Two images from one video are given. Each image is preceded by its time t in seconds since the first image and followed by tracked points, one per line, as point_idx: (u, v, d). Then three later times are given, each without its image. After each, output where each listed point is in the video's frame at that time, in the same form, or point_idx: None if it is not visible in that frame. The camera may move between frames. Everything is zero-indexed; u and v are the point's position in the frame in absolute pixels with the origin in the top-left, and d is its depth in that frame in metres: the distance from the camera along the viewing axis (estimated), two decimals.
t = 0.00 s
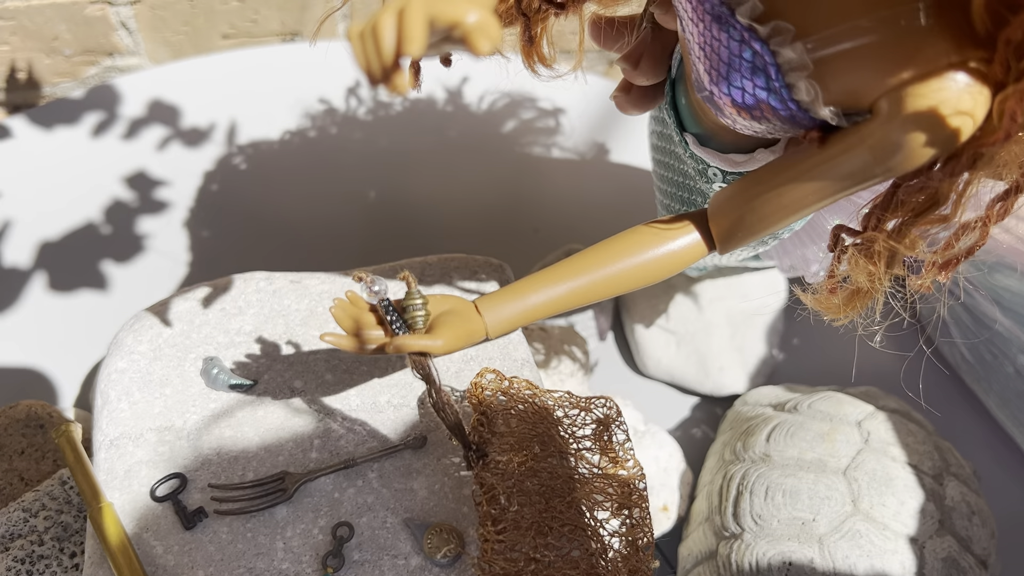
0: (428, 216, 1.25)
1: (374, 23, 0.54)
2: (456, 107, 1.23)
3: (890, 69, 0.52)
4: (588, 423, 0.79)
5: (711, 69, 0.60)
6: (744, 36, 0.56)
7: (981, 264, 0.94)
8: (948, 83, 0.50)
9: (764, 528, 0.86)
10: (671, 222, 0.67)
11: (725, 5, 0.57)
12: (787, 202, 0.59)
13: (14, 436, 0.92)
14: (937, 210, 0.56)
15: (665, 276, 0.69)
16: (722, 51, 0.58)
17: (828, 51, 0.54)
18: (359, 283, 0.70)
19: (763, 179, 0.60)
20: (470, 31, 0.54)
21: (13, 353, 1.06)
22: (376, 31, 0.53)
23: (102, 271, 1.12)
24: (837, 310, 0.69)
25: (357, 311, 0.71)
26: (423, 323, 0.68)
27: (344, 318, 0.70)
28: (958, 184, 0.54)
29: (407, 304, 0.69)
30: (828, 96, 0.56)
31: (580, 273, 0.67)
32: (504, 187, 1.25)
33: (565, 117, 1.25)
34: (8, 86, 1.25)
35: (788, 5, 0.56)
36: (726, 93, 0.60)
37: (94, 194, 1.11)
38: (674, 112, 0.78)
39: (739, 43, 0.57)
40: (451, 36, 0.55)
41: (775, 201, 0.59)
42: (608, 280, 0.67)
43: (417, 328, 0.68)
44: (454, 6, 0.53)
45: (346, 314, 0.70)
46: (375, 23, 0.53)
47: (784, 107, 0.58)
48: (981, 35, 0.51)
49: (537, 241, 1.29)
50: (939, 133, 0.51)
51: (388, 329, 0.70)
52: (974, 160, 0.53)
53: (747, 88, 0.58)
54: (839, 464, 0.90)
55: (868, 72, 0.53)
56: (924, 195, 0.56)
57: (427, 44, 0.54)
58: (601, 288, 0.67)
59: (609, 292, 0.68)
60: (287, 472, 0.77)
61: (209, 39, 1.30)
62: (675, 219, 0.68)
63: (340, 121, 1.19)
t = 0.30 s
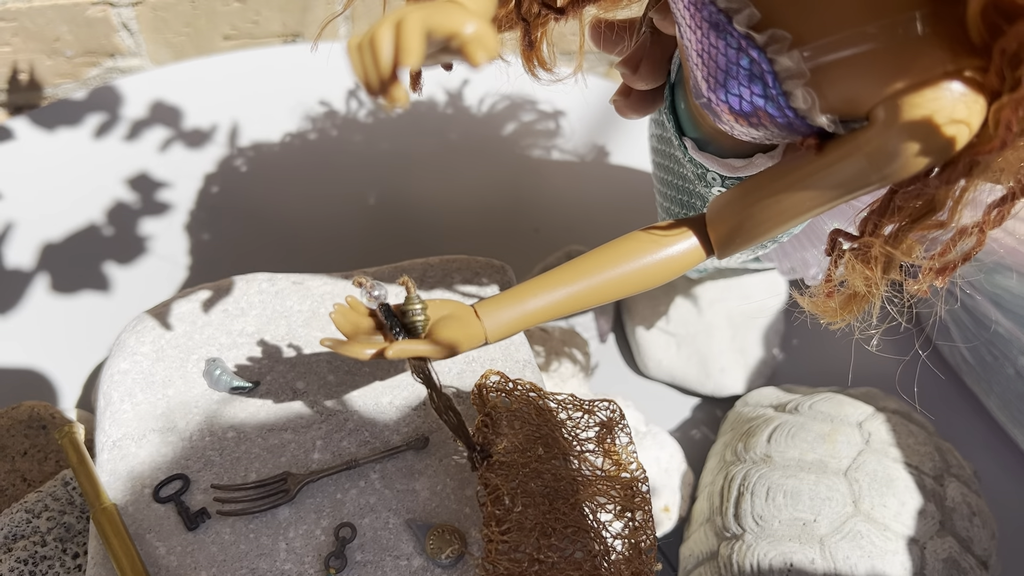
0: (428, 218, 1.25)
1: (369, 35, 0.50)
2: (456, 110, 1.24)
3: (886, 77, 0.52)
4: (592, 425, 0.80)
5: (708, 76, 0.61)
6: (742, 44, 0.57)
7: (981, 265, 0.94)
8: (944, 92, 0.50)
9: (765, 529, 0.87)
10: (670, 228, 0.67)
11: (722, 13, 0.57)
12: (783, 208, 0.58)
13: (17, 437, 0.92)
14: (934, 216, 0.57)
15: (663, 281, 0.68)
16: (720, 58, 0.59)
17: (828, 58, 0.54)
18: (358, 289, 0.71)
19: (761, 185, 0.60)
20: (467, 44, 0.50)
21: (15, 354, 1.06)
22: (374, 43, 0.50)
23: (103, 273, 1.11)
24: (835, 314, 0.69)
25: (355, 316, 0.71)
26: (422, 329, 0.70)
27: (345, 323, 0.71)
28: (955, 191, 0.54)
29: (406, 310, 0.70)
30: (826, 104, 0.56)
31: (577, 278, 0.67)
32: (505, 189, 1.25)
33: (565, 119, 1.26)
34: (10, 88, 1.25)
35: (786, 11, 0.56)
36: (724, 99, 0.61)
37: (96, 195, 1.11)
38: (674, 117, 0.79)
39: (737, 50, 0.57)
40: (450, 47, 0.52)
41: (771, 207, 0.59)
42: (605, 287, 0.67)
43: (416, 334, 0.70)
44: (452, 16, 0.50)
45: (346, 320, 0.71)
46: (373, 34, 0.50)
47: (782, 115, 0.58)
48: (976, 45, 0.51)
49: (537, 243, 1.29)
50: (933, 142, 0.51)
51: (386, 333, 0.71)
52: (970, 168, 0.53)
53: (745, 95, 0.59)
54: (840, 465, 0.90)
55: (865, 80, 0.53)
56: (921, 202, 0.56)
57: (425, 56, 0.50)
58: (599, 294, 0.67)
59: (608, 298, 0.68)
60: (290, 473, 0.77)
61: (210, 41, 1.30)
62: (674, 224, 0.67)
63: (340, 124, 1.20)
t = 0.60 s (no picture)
0: (427, 220, 1.24)
1: (372, 42, 0.50)
2: (456, 112, 1.24)
3: (890, 83, 0.52)
4: (593, 425, 0.80)
5: (710, 81, 0.61)
6: (743, 49, 0.57)
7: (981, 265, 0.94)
8: (947, 99, 0.50)
9: (766, 529, 0.87)
10: (671, 232, 0.66)
11: (724, 17, 0.57)
12: (787, 213, 0.59)
13: (18, 436, 0.92)
14: (938, 221, 0.57)
15: (664, 286, 0.68)
16: (721, 63, 0.59)
17: (829, 63, 0.54)
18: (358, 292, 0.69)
19: (764, 190, 0.60)
20: (468, 50, 0.50)
21: (15, 354, 1.06)
22: (375, 51, 0.50)
23: (103, 273, 1.11)
24: (837, 319, 0.69)
25: (357, 320, 0.71)
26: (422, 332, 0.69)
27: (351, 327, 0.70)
28: (957, 197, 0.55)
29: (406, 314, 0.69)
30: (828, 109, 0.56)
31: (577, 283, 0.67)
32: (506, 189, 1.25)
33: (564, 121, 1.26)
34: (10, 88, 1.25)
35: (788, 13, 0.56)
36: (725, 104, 0.61)
37: (97, 196, 1.11)
38: (675, 120, 0.79)
39: (738, 55, 0.57)
40: (450, 54, 0.51)
41: (775, 213, 0.59)
42: (606, 292, 0.66)
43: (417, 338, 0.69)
44: (452, 23, 0.50)
45: (348, 322, 0.70)
46: (374, 42, 0.50)
47: (784, 120, 0.58)
48: (981, 51, 0.51)
49: (537, 246, 1.28)
50: (935, 148, 0.51)
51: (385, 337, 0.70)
52: (974, 174, 0.53)
53: (746, 100, 0.59)
54: (841, 465, 0.90)
55: (869, 85, 0.53)
56: (925, 207, 0.57)
57: (425, 63, 0.50)
58: (599, 298, 0.67)
59: (608, 302, 0.67)
60: (291, 473, 0.77)
61: (211, 41, 1.30)
62: (675, 229, 0.67)
63: (339, 126, 1.20)
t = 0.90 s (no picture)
0: (428, 220, 1.26)
1: (374, 11, 0.59)
2: (457, 106, 1.23)
3: (884, 62, 0.53)
4: (591, 422, 0.80)
5: (707, 63, 0.61)
6: (740, 30, 0.57)
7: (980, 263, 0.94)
8: (941, 78, 0.50)
9: (767, 528, 0.87)
10: (669, 216, 0.68)
11: None
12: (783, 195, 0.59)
13: (18, 436, 0.92)
14: (932, 206, 0.57)
15: (660, 270, 0.69)
16: (718, 45, 0.59)
17: (823, 44, 0.55)
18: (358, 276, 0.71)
19: (761, 172, 0.60)
20: (465, 21, 0.58)
21: (14, 352, 1.06)
22: (375, 19, 0.58)
23: (102, 273, 1.12)
24: (834, 307, 0.70)
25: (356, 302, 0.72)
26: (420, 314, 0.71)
27: (348, 313, 0.72)
28: (952, 179, 0.55)
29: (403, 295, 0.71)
30: (823, 91, 0.56)
31: (576, 266, 0.68)
32: (506, 188, 1.25)
33: (566, 117, 1.26)
34: (9, 88, 1.25)
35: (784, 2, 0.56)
36: (722, 86, 0.61)
37: (96, 195, 1.11)
38: (674, 109, 0.79)
39: (735, 37, 0.57)
40: (447, 25, 0.59)
41: (771, 195, 0.60)
42: (603, 274, 0.68)
43: (415, 320, 0.71)
44: None
45: (345, 308, 0.72)
46: (374, 12, 0.58)
47: (780, 100, 0.58)
48: (974, 30, 0.51)
49: (536, 247, 1.29)
50: (929, 127, 0.51)
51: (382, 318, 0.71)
52: (968, 155, 0.53)
53: (743, 81, 0.59)
54: (841, 464, 0.90)
55: (864, 65, 0.54)
56: (920, 190, 0.57)
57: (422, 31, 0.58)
58: (598, 282, 0.68)
59: (607, 285, 0.69)
60: (292, 472, 0.77)
61: (211, 41, 1.30)
62: (671, 213, 0.68)
63: (342, 117, 1.19)
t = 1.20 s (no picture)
0: (430, 218, 1.27)
1: None
2: (461, 105, 1.23)
3: (894, 53, 0.52)
4: (592, 421, 0.80)
5: (714, 52, 0.61)
6: (749, 20, 0.57)
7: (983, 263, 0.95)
8: (951, 68, 0.50)
9: (770, 529, 0.87)
10: (675, 209, 0.68)
11: None
12: (789, 187, 0.59)
13: (21, 436, 0.92)
14: (940, 201, 0.57)
15: (666, 262, 0.70)
16: (727, 34, 0.59)
17: (829, 35, 0.55)
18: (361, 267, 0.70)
19: (767, 164, 0.60)
20: (478, 5, 0.56)
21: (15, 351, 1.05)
22: None
23: (106, 274, 1.12)
24: (842, 304, 0.69)
25: (358, 292, 0.72)
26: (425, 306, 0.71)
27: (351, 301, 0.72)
28: (960, 173, 0.55)
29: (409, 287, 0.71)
30: (832, 80, 0.57)
31: (581, 258, 0.68)
32: (509, 186, 1.26)
33: (570, 115, 1.25)
34: (12, 88, 1.25)
35: None
36: (730, 76, 0.61)
37: (99, 195, 1.10)
38: (679, 102, 0.79)
39: (744, 26, 0.58)
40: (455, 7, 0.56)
41: (777, 187, 0.59)
42: (608, 266, 0.68)
43: (420, 312, 0.71)
44: None
45: (348, 294, 0.72)
46: None
47: (788, 91, 0.59)
48: (984, 19, 0.51)
49: (540, 244, 1.30)
50: (938, 118, 0.51)
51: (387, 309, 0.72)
52: (976, 149, 0.53)
53: (751, 71, 0.60)
54: (845, 465, 0.90)
55: (871, 56, 0.54)
56: (927, 184, 0.57)
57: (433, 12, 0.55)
58: (603, 274, 0.68)
59: (612, 278, 0.69)
60: (296, 473, 0.77)
61: (213, 41, 1.30)
62: (679, 206, 0.68)
63: (345, 117, 1.19)
